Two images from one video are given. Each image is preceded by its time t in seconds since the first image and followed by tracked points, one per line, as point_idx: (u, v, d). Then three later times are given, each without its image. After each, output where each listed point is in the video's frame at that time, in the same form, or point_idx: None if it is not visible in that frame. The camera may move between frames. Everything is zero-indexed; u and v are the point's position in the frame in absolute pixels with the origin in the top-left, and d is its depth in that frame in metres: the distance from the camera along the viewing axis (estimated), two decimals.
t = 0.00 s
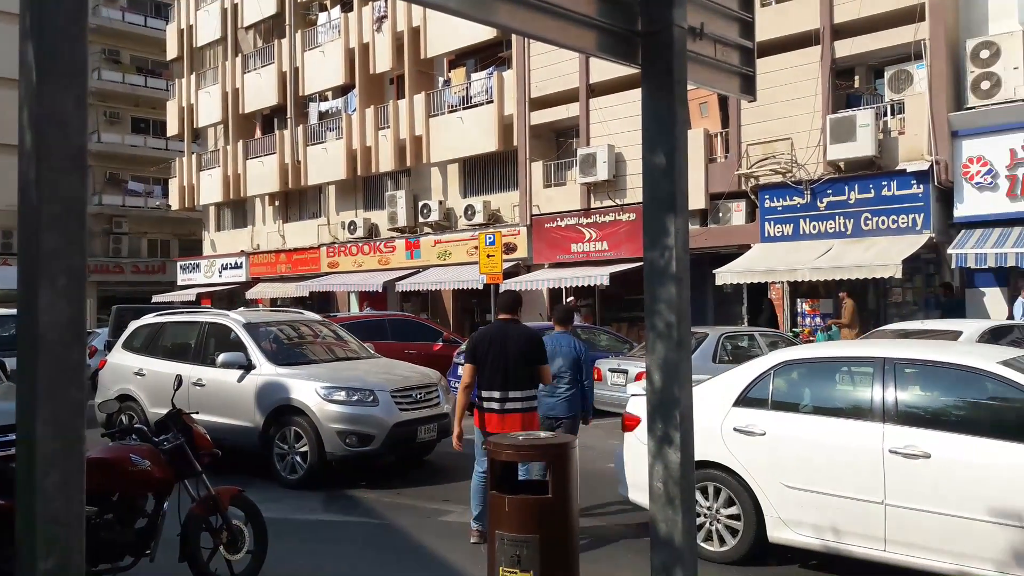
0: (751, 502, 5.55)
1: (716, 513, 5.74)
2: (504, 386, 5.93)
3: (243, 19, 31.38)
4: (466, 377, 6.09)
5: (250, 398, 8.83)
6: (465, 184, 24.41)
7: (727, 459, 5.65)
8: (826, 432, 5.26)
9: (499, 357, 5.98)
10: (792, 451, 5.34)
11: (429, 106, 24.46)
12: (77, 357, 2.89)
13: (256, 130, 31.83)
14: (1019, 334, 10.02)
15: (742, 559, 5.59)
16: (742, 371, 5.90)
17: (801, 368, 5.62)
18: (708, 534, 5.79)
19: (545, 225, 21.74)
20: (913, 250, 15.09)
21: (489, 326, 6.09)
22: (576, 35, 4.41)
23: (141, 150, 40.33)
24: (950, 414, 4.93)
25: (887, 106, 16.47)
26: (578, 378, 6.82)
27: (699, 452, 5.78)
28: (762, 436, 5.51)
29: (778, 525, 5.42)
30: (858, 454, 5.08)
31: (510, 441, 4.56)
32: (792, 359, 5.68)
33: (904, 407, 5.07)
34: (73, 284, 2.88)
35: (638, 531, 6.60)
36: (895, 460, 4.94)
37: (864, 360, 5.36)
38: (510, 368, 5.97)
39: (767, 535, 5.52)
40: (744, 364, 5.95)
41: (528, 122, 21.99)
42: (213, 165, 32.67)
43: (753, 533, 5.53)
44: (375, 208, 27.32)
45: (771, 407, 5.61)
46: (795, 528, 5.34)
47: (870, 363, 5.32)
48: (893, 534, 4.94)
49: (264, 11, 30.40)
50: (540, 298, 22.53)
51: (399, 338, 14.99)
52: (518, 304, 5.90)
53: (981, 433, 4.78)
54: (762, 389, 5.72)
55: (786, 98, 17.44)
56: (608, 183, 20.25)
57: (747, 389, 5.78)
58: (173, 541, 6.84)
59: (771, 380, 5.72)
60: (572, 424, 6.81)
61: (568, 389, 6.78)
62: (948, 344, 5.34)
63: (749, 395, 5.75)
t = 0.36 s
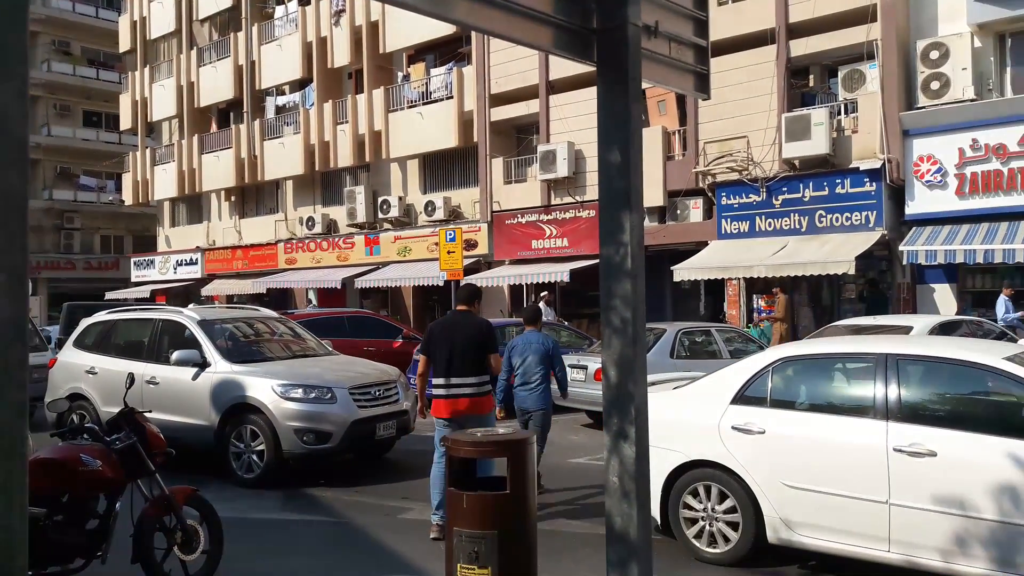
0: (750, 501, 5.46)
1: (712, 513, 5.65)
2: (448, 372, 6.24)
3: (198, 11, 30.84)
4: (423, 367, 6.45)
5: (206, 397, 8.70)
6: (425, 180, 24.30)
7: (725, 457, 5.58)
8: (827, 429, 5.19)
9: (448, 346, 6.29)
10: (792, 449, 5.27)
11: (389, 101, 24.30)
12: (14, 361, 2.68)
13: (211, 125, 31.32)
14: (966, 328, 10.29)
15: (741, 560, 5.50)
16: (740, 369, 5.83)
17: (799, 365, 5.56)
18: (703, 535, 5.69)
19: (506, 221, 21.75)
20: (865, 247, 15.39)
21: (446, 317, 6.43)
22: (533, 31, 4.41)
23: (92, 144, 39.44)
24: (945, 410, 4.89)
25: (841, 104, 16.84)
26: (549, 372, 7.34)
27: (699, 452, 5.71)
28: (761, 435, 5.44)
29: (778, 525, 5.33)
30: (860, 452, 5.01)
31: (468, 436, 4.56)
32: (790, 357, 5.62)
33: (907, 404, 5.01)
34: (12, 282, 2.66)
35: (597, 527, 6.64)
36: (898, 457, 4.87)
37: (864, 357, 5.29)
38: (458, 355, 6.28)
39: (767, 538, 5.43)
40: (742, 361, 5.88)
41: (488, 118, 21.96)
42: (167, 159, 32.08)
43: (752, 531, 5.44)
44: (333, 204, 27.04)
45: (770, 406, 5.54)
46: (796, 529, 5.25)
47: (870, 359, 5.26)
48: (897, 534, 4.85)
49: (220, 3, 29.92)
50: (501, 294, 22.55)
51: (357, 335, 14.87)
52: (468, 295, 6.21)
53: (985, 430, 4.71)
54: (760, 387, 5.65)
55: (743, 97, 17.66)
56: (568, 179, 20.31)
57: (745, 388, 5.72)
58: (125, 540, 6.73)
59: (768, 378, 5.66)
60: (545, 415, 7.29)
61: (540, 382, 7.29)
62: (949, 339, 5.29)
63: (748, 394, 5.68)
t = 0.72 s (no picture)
0: (752, 502, 5.30)
1: (714, 515, 5.46)
2: (428, 366, 7.05)
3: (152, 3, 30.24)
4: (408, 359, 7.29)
5: (159, 397, 8.54)
6: (385, 177, 24.13)
7: (725, 458, 5.39)
8: (835, 429, 5.04)
9: (427, 342, 7.11)
10: (798, 450, 5.11)
11: (347, 97, 24.09)
12: None
13: (165, 119, 30.75)
14: (916, 325, 10.54)
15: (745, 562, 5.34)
16: (740, 368, 5.65)
17: (802, 364, 5.40)
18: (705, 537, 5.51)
19: (466, 219, 21.70)
20: (818, 246, 15.67)
21: (422, 317, 7.22)
22: (491, 30, 4.39)
23: (41, 138, 38.44)
24: (946, 408, 4.82)
25: (796, 106, 17.06)
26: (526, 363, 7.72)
27: (699, 452, 5.52)
28: (763, 435, 5.27)
29: (782, 527, 5.18)
30: (870, 453, 4.87)
31: (426, 435, 4.53)
32: (793, 356, 5.45)
33: (918, 404, 4.89)
34: None
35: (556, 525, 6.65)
36: (909, 458, 4.75)
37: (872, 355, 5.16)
38: (439, 352, 7.05)
39: (770, 540, 5.27)
40: (740, 359, 5.71)
41: (449, 116, 21.89)
42: (120, 154, 31.41)
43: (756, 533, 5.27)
44: (290, 201, 26.72)
45: (774, 405, 5.37)
46: (801, 531, 5.11)
47: (877, 357, 5.14)
48: (906, 537, 4.75)
49: None
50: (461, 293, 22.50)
51: (315, 334, 14.73)
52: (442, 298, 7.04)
53: (982, 428, 4.67)
54: (761, 387, 5.48)
55: (702, 97, 17.85)
56: (529, 178, 20.34)
57: (746, 387, 5.53)
58: (73, 543, 6.57)
59: (770, 378, 5.48)
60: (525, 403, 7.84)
61: (517, 373, 7.73)
62: (951, 336, 5.20)
63: (749, 393, 5.50)
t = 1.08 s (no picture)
0: (757, 504, 5.14)
1: (716, 517, 5.28)
2: (411, 360, 7.27)
3: None
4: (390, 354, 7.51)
5: (107, 393, 8.35)
6: (343, 171, 23.88)
7: (728, 457, 5.23)
8: (844, 428, 4.91)
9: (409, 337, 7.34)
10: (805, 448, 4.97)
11: (305, 90, 23.80)
12: None
13: (117, 110, 30.07)
14: (866, 322, 10.75)
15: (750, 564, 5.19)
16: (741, 365, 5.48)
17: (807, 360, 5.25)
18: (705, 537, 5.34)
19: (426, 215, 21.59)
20: (772, 244, 15.90)
21: (410, 311, 7.48)
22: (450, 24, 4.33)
23: None
24: (957, 406, 4.71)
25: (752, 106, 17.29)
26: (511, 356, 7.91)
27: (700, 451, 5.34)
28: (768, 434, 5.11)
29: (787, 528, 5.04)
30: (881, 452, 4.75)
31: (380, 431, 4.48)
32: (797, 352, 5.29)
33: (930, 401, 4.77)
34: None
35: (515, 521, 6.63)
36: (920, 457, 4.65)
37: (880, 352, 5.02)
38: (423, 345, 7.28)
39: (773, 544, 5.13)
40: (741, 357, 5.54)
41: (408, 110, 21.73)
42: (69, 145, 30.63)
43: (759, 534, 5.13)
44: (246, 194, 26.30)
45: (778, 403, 5.22)
46: (807, 532, 4.98)
47: (882, 353, 5.01)
48: (916, 537, 4.65)
49: None
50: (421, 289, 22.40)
51: (270, 330, 14.53)
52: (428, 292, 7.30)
53: (991, 426, 4.59)
54: (764, 385, 5.32)
55: (661, 96, 17.97)
56: (489, 174, 20.29)
57: (749, 384, 5.37)
58: (17, 544, 6.38)
59: (773, 375, 5.32)
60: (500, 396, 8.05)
61: (504, 364, 7.94)
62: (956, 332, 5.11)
63: (751, 391, 5.34)
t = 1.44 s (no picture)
0: (760, 497, 5.03)
1: (720, 515, 5.17)
2: (382, 350, 7.57)
3: None
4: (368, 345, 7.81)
5: (49, 392, 8.12)
6: (295, 165, 23.55)
7: (732, 455, 5.11)
8: (852, 423, 4.82)
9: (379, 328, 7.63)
10: (812, 445, 4.87)
11: (256, 82, 23.42)
12: None
13: (60, 101, 29.26)
14: (814, 317, 10.94)
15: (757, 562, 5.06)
16: (744, 361, 5.36)
17: (813, 355, 5.14)
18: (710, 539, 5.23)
19: (381, 210, 21.43)
20: (724, 240, 16.11)
21: (379, 304, 7.79)
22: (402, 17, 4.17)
23: None
24: (965, 399, 4.65)
25: (704, 104, 17.49)
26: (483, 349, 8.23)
27: (702, 450, 5.22)
28: (773, 431, 5.00)
29: (793, 526, 4.94)
30: (890, 448, 4.67)
31: (330, 428, 4.43)
32: (803, 347, 5.19)
33: (939, 396, 4.71)
34: None
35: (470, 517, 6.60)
36: (929, 452, 4.58)
37: (888, 345, 4.94)
38: (393, 334, 7.58)
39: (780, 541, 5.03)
40: (743, 353, 5.43)
41: (362, 104, 21.52)
42: (9, 136, 29.70)
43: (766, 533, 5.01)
44: (195, 188, 25.79)
45: (783, 399, 5.11)
46: (815, 530, 4.89)
47: (889, 344, 4.93)
48: (926, 534, 4.58)
49: None
50: (375, 285, 22.23)
51: (220, 327, 14.29)
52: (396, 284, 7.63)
53: (999, 418, 4.53)
54: (768, 381, 5.21)
55: (616, 92, 18.07)
56: (444, 169, 20.21)
57: (752, 380, 5.25)
58: None
59: (777, 371, 5.21)
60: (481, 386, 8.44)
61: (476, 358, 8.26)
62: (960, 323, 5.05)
63: (755, 387, 5.22)
